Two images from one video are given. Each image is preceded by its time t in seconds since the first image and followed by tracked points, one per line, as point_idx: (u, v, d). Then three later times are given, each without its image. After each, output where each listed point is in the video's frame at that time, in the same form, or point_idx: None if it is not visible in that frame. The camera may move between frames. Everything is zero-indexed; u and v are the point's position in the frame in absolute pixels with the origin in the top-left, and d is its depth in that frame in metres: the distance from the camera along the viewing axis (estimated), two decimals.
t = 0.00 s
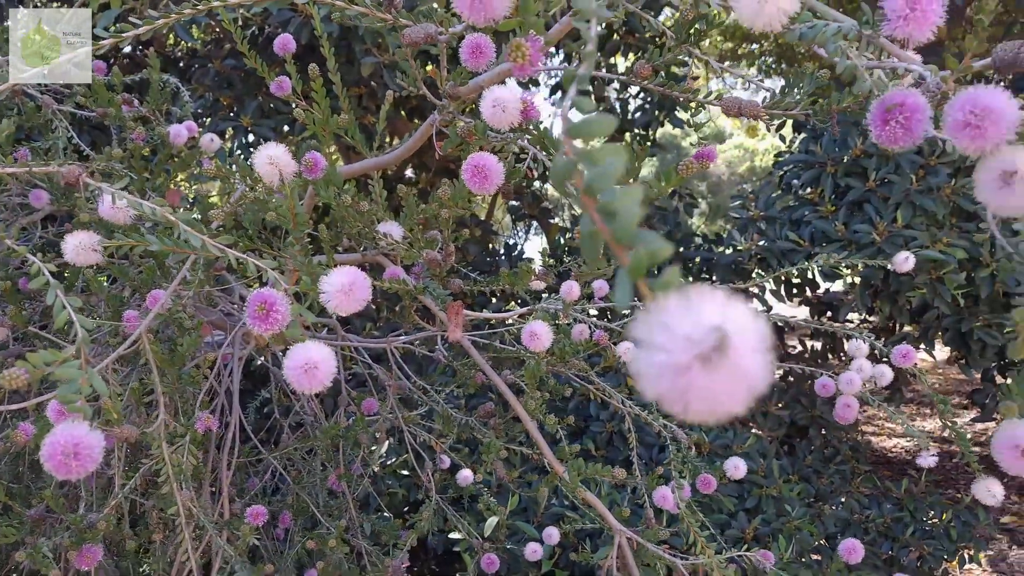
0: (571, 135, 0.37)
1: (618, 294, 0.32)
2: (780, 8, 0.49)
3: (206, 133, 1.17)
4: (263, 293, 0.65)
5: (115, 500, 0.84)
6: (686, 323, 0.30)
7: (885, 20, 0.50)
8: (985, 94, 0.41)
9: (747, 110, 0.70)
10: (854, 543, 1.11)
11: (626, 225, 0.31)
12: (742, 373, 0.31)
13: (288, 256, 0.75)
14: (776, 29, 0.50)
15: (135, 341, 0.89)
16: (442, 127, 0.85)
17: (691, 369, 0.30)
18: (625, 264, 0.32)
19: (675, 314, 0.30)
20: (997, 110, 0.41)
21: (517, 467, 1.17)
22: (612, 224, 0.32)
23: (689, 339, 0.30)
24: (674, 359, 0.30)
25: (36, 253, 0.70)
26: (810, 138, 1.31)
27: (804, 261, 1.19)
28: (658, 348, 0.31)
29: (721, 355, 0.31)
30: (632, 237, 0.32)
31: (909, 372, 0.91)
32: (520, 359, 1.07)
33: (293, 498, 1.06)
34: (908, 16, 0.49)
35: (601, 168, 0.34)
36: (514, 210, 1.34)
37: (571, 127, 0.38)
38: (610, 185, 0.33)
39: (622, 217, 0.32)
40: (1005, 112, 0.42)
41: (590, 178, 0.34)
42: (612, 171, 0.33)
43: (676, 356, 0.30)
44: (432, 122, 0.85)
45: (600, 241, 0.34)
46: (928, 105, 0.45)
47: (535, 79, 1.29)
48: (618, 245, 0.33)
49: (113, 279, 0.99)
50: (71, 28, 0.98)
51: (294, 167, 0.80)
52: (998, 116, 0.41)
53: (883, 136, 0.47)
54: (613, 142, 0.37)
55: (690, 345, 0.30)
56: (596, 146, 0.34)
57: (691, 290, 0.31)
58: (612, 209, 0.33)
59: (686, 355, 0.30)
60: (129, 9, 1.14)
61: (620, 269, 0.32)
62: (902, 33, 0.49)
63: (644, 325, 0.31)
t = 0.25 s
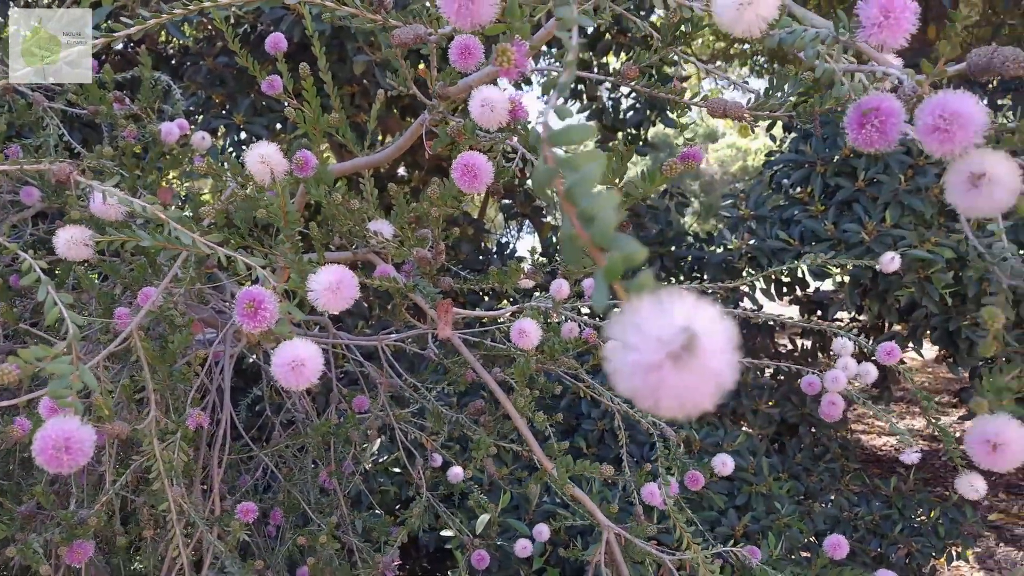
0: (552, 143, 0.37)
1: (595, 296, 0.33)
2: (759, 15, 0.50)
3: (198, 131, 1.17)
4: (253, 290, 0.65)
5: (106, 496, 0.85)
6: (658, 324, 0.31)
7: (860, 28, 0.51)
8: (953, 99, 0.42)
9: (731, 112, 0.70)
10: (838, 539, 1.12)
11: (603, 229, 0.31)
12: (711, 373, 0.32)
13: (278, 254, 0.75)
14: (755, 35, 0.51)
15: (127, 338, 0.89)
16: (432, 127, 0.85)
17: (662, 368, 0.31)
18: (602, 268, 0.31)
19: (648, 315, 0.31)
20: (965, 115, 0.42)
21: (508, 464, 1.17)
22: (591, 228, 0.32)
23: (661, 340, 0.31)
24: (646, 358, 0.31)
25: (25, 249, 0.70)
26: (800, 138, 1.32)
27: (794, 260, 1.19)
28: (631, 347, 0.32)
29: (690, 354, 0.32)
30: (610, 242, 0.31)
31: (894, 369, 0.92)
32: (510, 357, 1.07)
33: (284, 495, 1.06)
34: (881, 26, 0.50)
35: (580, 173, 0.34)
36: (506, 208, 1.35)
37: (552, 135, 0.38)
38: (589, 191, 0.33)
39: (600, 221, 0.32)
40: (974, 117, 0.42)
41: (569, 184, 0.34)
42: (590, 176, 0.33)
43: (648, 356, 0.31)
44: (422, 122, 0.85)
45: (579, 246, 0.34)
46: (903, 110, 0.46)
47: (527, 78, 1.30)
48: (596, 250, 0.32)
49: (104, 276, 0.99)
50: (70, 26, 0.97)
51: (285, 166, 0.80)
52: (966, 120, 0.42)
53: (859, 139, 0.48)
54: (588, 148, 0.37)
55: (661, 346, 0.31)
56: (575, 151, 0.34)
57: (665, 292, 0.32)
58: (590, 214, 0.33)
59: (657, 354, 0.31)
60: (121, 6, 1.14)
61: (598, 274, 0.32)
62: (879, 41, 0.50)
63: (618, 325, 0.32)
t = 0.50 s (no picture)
0: (533, 142, 0.38)
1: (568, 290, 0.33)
2: (733, 21, 0.51)
3: (192, 129, 1.18)
4: (243, 287, 0.66)
5: (99, 492, 0.85)
6: (624, 312, 0.31)
7: (831, 35, 0.52)
8: (918, 103, 0.42)
9: (716, 112, 0.71)
10: (824, 533, 1.10)
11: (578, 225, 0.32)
12: (677, 363, 0.33)
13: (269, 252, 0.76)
14: (730, 41, 0.52)
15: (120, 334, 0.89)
16: (422, 127, 0.86)
17: (629, 357, 0.32)
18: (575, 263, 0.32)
19: (615, 304, 0.31)
20: (930, 119, 0.42)
21: (500, 461, 1.18)
22: (566, 225, 0.33)
23: (628, 329, 0.32)
24: (613, 347, 0.32)
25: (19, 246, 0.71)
26: (792, 138, 1.32)
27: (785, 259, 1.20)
28: (599, 337, 0.32)
29: (657, 343, 0.32)
30: (584, 238, 0.32)
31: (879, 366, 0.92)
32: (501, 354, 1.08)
33: (277, 491, 1.07)
34: (851, 33, 0.51)
35: (556, 172, 0.34)
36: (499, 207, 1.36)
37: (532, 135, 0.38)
38: (566, 189, 0.34)
39: (575, 218, 0.33)
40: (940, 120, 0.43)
41: (547, 182, 0.34)
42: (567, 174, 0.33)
43: (615, 344, 0.32)
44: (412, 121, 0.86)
45: (555, 242, 0.34)
46: (873, 114, 0.46)
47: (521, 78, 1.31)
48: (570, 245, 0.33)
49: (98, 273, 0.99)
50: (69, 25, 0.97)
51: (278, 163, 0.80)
52: (931, 124, 0.42)
53: (831, 141, 0.48)
54: (565, 148, 0.37)
55: (628, 334, 0.31)
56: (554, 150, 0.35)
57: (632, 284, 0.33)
58: (566, 212, 0.33)
59: (624, 343, 0.32)
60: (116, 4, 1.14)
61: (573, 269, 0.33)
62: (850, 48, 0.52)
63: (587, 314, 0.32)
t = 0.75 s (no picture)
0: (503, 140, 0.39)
1: (536, 281, 0.34)
2: (710, 24, 0.52)
3: (188, 127, 1.18)
4: (236, 283, 0.67)
5: (94, 488, 0.86)
6: (581, 298, 0.31)
7: (805, 39, 0.53)
8: (888, 106, 0.43)
9: (702, 115, 0.70)
10: (810, 528, 1.09)
11: (545, 220, 0.33)
12: (634, 350, 0.33)
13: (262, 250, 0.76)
14: (709, 43, 0.52)
15: (114, 331, 0.90)
16: (412, 126, 0.86)
17: (587, 345, 0.32)
18: (541, 255, 0.33)
19: (573, 290, 0.31)
20: (899, 121, 0.43)
21: (493, 459, 1.19)
22: (534, 220, 0.34)
23: (588, 317, 0.31)
24: (573, 334, 0.32)
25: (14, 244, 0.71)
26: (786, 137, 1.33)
27: (778, 258, 1.21)
28: (557, 322, 0.32)
29: (615, 332, 0.32)
30: (551, 231, 0.34)
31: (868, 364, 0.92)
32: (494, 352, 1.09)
33: (272, 488, 1.08)
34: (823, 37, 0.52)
35: (525, 168, 0.35)
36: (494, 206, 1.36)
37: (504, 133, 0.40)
38: (534, 185, 0.35)
39: (542, 213, 0.34)
40: (908, 122, 0.44)
41: (516, 179, 0.36)
42: (535, 171, 0.35)
43: (574, 332, 0.32)
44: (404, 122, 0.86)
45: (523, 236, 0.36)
46: (847, 115, 0.47)
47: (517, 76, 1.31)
48: (538, 238, 0.34)
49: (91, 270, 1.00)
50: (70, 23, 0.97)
51: (269, 163, 0.82)
52: (901, 127, 0.43)
53: (806, 142, 0.49)
54: (537, 148, 0.38)
55: (587, 322, 0.31)
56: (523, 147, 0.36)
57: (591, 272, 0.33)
58: (533, 207, 0.35)
59: (583, 330, 0.31)
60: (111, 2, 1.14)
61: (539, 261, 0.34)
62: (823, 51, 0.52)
63: (548, 301, 0.32)
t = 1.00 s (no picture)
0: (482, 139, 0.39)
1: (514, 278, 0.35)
2: (689, 27, 0.54)
3: (184, 126, 1.19)
4: (229, 281, 0.67)
5: (89, 484, 0.86)
6: (552, 291, 0.32)
7: (783, 41, 0.54)
8: (865, 107, 0.45)
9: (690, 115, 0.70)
10: (801, 524, 1.10)
11: (522, 217, 0.33)
12: (605, 342, 0.33)
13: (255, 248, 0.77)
14: (688, 46, 0.55)
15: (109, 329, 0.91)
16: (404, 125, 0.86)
17: (558, 337, 0.33)
18: (518, 252, 0.34)
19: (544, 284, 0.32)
20: (876, 122, 0.45)
21: (488, 457, 1.19)
22: (512, 217, 0.34)
23: (558, 310, 0.32)
24: (544, 327, 0.33)
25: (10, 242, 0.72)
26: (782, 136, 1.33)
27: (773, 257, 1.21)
28: (530, 315, 0.33)
29: (585, 325, 0.33)
30: (528, 228, 0.34)
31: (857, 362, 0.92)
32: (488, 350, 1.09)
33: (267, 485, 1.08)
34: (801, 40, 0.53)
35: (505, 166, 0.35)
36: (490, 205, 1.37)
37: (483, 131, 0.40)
38: (513, 183, 0.35)
39: (519, 211, 0.34)
40: (884, 122, 0.46)
41: (495, 176, 0.36)
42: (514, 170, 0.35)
43: (545, 324, 0.33)
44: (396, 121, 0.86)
45: (501, 233, 0.36)
46: (824, 116, 0.49)
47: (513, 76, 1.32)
48: (515, 235, 0.35)
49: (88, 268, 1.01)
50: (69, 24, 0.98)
51: (260, 164, 0.84)
52: (876, 127, 0.45)
53: (785, 142, 0.51)
54: (516, 148, 0.38)
55: (557, 314, 0.32)
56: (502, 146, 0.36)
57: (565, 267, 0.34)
58: (511, 205, 0.35)
59: (553, 322, 0.32)
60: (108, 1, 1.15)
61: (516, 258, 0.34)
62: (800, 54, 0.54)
63: (521, 295, 0.33)
